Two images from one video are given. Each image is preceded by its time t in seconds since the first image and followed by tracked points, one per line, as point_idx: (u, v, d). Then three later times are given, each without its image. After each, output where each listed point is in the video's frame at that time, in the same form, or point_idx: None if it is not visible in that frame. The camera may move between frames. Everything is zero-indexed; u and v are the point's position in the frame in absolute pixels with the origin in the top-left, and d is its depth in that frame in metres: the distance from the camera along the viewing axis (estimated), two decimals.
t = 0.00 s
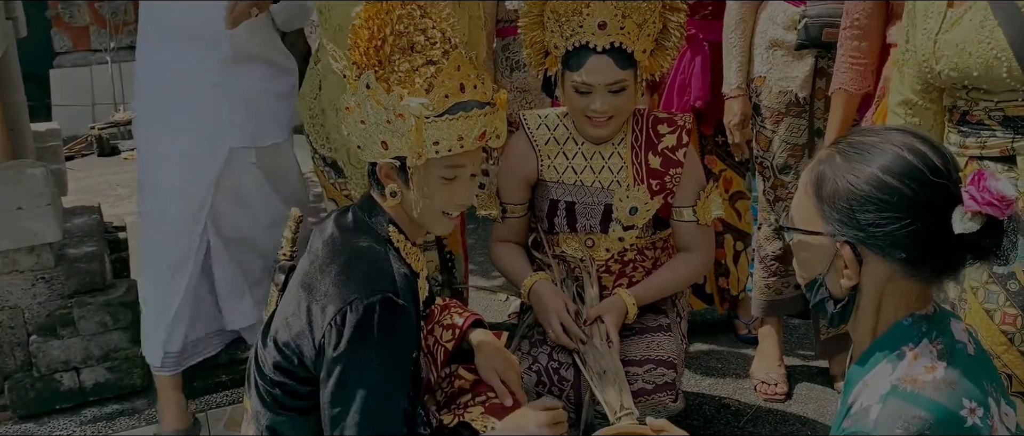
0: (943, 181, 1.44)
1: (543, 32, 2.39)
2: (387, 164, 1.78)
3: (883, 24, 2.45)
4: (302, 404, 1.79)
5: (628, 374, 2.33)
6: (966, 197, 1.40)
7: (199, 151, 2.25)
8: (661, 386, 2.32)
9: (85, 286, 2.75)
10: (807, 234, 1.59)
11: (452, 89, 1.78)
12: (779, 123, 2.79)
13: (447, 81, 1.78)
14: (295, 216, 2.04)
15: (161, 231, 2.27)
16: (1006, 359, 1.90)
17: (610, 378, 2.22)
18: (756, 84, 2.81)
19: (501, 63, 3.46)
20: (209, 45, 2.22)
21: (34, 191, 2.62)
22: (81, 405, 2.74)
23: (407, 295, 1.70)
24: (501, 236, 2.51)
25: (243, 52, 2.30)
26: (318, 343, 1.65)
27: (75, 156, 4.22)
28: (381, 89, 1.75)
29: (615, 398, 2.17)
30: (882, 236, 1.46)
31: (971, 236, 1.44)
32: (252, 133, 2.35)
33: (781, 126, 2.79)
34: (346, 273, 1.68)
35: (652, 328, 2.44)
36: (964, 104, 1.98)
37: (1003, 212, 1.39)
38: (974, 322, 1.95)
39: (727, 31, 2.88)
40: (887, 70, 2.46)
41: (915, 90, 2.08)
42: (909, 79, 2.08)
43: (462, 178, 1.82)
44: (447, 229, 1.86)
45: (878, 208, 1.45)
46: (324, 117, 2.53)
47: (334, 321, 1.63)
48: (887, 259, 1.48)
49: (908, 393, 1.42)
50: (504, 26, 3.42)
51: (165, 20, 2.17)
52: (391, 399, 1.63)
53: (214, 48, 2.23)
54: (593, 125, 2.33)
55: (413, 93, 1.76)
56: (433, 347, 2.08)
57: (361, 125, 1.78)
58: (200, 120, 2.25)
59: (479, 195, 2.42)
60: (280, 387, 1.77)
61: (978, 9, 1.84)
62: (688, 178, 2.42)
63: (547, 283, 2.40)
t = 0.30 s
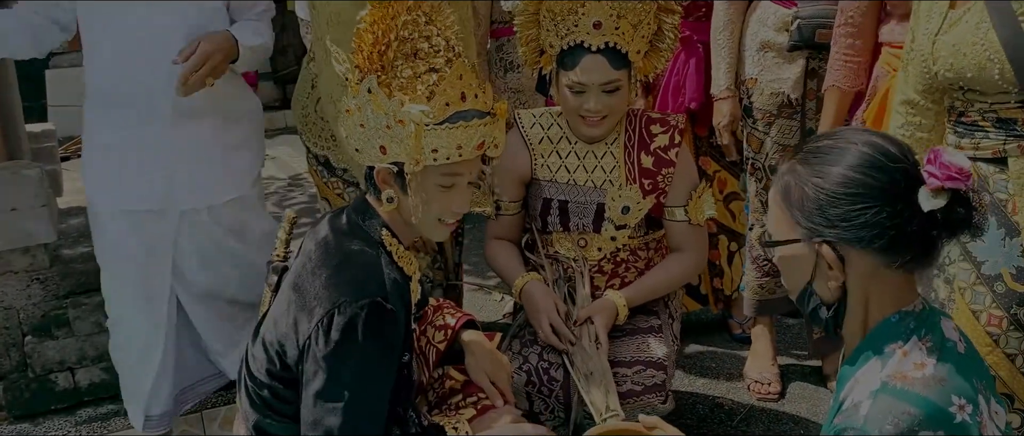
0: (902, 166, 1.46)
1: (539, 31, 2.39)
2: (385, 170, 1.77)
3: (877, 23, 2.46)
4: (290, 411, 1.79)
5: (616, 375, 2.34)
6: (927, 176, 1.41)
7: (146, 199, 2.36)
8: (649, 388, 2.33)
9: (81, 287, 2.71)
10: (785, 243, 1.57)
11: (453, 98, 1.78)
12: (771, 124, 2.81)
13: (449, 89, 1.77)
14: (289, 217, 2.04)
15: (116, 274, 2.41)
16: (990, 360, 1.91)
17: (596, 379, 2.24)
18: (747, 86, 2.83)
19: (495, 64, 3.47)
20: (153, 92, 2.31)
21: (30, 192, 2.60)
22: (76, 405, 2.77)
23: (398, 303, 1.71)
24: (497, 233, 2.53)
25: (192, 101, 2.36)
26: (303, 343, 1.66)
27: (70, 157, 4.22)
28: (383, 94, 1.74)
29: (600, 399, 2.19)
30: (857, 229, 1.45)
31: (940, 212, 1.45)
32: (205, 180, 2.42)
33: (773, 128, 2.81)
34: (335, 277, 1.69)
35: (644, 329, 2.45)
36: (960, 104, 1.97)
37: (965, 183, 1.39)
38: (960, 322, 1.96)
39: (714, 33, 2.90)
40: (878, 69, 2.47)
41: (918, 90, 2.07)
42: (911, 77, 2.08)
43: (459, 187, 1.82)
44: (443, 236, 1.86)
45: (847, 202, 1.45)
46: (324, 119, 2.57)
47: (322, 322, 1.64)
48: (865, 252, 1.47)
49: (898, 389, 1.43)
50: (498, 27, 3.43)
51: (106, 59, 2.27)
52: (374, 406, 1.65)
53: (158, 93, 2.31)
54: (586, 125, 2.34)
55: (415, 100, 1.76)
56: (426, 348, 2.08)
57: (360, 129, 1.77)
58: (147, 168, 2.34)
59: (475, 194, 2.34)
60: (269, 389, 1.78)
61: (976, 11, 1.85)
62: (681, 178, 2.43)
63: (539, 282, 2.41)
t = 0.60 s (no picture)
0: (874, 159, 1.46)
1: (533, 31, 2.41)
2: (376, 176, 1.78)
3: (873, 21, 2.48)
4: (285, 410, 1.80)
5: (611, 373, 2.36)
6: (896, 169, 1.42)
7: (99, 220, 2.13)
8: (644, 386, 2.34)
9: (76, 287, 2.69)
10: (762, 239, 1.59)
11: (439, 102, 1.77)
12: (764, 124, 2.83)
13: (435, 93, 1.76)
14: (284, 216, 2.05)
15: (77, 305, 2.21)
16: (984, 358, 1.94)
17: (592, 377, 2.26)
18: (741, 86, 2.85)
19: (490, 64, 3.48)
20: (93, 100, 2.06)
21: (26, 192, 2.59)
22: (72, 405, 2.78)
23: (392, 308, 1.73)
24: (493, 232, 2.54)
25: (146, 106, 2.13)
26: (297, 348, 1.67)
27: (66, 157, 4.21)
28: (368, 103, 1.74)
29: (595, 396, 2.21)
30: (834, 222, 1.45)
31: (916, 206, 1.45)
32: (164, 198, 2.18)
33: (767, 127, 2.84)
34: (331, 280, 1.70)
35: (638, 328, 2.47)
36: (954, 105, 1.97)
37: (934, 175, 1.41)
38: (956, 320, 1.98)
39: (707, 33, 2.91)
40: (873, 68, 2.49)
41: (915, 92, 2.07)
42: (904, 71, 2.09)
43: (452, 188, 1.83)
44: (437, 238, 1.87)
45: (822, 196, 1.46)
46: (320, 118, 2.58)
47: (316, 327, 1.65)
48: (842, 244, 1.48)
49: (874, 379, 1.44)
50: (492, 27, 3.44)
51: (53, 75, 2.05)
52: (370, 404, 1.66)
53: (104, 106, 2.06)
54: (579, 124, 2.36)
55: (400, 107, 1.74)
56: (419, 345, 2.11)
57: (349, 137, 1.78)
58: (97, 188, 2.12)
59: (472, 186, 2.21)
60: (264, 389, 1.79)
61: (964, 15, 1.87)
62: (675, 177, 2.45)
63: (534, 281, 2.43)
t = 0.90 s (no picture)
0: (880, 165, 1.46)
1: (528, 30, 2.42)
2: (373, 178, 1.80)
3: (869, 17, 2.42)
4: (283, 407, 1.82)
5: (606, 372, 2.38)
6: (901, 177, 1.43)
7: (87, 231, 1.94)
8: (639, 383, 2.36)
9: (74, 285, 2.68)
10: (760, 226, 1.59)
11: (437, 104, 1.78)
12: (759, 123, 2.85)
13: (433, 96, 1.77)
14: (280, 215, 2.06)
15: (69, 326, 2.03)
16: (999, 357, 1.95)
17: (587, 375, 2.27)
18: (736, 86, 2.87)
19: (486, 63, 3.50)
20: (84, 105, 1.89)
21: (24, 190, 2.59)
22: (70, 403, 2.79)
23: (387, 307, 1.74)
24: (489, 232, 2.55)
25: (131, 104, 1.93)
26: (296, 350, 1.68)
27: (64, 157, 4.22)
28: (365, 106, 1.75)
29: (592, 394, 2.21)
30: (828, 220, 1.46)
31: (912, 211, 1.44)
32: (156, 205, 1.98)
33: (762, 127, 2.86)
34: (326, 282, 1.71)
35: (633, 326, 2.48)
36: (944, 114, 1.98)
37: (936, 191, 1.41)
38: (968, 322, 1.99)
39: (703, 32, 2.92)
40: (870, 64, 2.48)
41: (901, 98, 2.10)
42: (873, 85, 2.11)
43: (449, 190, 1.83)
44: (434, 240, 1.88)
45: (822, 192, 1.46)
46: (318, 117, 2.59)
47: (313, 328, 1.66)
48: (834, 243, 1.48)
49: (857, 372, 1.45)
50: (488, 27, 3.45)
51: (43, 77, 1.90)
52: (364, 403, 1.68)
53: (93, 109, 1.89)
54: (572, 123, 2.38)
55: (397, 110, 1.76)
56: (414, 342, 2.10)
57: (346, 140, 1.79)
58: (85, 196, 1.93)
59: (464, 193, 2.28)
60: (263, 387, 1.80)
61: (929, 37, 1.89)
62: (671, 177, 2.46)
63: (529, 281, 2.44)
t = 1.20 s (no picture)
0: (885, 167, 1.47)
1: (523, 32, 2.43)
2: (371, 182, 1.80)
3: None
4: (283, 407, 1.82)
5: (603, 370, 2.39)
6: (906, 181, 1.45)
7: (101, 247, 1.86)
8: (635, 382, 2.37)
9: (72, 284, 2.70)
10: (760, 220, 1.60)
11: (436, 108, 1.80)
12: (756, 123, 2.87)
13: (432, 100, 1.79)
14: (277, 214, 2.07)
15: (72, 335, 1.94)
16: (1002, 353, 1.83)
17: (584, 374, 2.29)
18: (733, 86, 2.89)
19: (483, 63, 3.51)
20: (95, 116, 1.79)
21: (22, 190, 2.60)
22: (68, 401, 2.80)
23: (384, 310, 1.76)
24: (487, 232, 2.56)
25: (142, 114, 1.84)
26: (295, 354, 1.68)
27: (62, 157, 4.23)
28: (364, 111, 1.75)
29: (588, 393, 2.23)
30: (830, 219, 1.47)
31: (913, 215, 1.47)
32: (170, 214, 1.90)
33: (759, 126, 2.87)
34: (323, 286, 1.72)
35: (630, 324, 2.50)
36: (935, 117, 1.82)
37: (940, 197, 1.43)
38: (969, 320, 1.86)
39: (701, 32, 2.94)
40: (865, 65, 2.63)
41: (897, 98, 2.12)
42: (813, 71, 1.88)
43: (448, 193, 1.84)
44: (434, 240, 1.89)
45: (826, 190, 1.46)
46: (317, 115, 2.60)
47: (311, 332, 1.67)
48: (833, 241, 1.50)
49: (850, 371, 1.47)
50: (485, 27, 3.47)
51: (49, 81, 1.81)
52: (362, 404, 1.69)
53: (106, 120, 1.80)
54: (568, 123, 2.40)
55: (396, 115, 1.77)
56: (411, 340, 2.11)
57: (344, 145, 1.79)
58: (96, 204, 1.84)
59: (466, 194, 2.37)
60: (263, 388, 1.80)
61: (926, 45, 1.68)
62: (666, 177, 2.48)
63: (526, 280, 2.45)
